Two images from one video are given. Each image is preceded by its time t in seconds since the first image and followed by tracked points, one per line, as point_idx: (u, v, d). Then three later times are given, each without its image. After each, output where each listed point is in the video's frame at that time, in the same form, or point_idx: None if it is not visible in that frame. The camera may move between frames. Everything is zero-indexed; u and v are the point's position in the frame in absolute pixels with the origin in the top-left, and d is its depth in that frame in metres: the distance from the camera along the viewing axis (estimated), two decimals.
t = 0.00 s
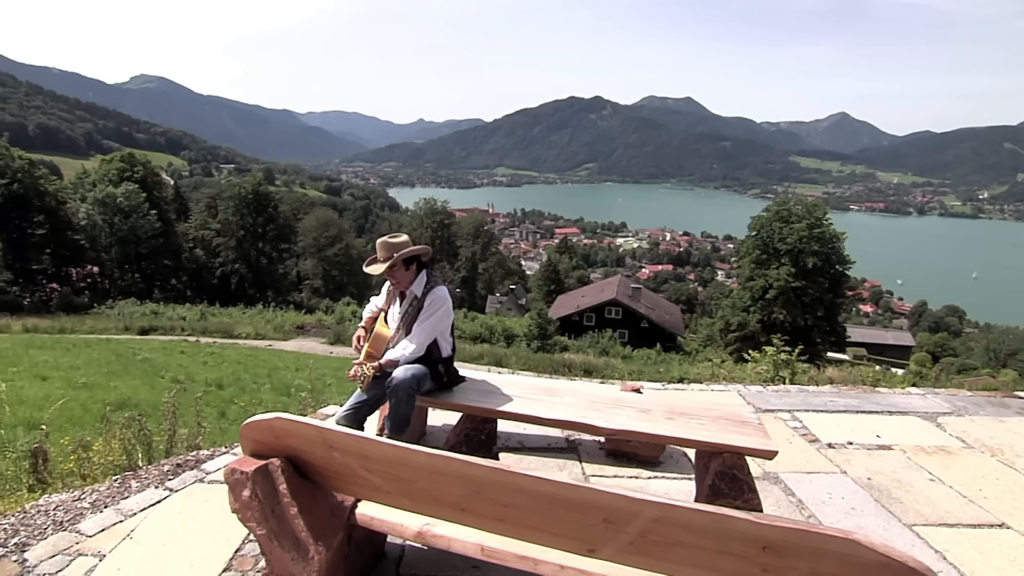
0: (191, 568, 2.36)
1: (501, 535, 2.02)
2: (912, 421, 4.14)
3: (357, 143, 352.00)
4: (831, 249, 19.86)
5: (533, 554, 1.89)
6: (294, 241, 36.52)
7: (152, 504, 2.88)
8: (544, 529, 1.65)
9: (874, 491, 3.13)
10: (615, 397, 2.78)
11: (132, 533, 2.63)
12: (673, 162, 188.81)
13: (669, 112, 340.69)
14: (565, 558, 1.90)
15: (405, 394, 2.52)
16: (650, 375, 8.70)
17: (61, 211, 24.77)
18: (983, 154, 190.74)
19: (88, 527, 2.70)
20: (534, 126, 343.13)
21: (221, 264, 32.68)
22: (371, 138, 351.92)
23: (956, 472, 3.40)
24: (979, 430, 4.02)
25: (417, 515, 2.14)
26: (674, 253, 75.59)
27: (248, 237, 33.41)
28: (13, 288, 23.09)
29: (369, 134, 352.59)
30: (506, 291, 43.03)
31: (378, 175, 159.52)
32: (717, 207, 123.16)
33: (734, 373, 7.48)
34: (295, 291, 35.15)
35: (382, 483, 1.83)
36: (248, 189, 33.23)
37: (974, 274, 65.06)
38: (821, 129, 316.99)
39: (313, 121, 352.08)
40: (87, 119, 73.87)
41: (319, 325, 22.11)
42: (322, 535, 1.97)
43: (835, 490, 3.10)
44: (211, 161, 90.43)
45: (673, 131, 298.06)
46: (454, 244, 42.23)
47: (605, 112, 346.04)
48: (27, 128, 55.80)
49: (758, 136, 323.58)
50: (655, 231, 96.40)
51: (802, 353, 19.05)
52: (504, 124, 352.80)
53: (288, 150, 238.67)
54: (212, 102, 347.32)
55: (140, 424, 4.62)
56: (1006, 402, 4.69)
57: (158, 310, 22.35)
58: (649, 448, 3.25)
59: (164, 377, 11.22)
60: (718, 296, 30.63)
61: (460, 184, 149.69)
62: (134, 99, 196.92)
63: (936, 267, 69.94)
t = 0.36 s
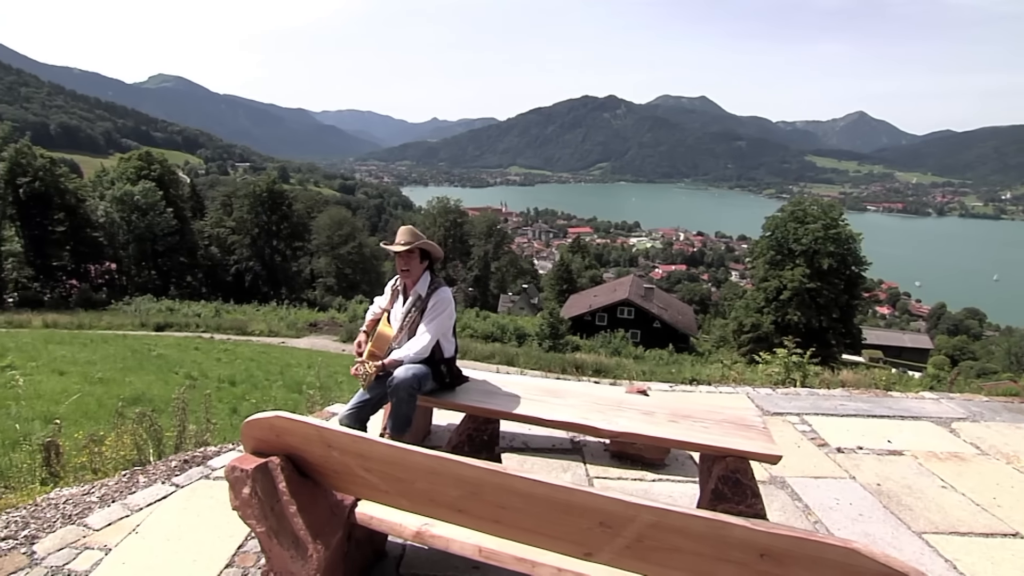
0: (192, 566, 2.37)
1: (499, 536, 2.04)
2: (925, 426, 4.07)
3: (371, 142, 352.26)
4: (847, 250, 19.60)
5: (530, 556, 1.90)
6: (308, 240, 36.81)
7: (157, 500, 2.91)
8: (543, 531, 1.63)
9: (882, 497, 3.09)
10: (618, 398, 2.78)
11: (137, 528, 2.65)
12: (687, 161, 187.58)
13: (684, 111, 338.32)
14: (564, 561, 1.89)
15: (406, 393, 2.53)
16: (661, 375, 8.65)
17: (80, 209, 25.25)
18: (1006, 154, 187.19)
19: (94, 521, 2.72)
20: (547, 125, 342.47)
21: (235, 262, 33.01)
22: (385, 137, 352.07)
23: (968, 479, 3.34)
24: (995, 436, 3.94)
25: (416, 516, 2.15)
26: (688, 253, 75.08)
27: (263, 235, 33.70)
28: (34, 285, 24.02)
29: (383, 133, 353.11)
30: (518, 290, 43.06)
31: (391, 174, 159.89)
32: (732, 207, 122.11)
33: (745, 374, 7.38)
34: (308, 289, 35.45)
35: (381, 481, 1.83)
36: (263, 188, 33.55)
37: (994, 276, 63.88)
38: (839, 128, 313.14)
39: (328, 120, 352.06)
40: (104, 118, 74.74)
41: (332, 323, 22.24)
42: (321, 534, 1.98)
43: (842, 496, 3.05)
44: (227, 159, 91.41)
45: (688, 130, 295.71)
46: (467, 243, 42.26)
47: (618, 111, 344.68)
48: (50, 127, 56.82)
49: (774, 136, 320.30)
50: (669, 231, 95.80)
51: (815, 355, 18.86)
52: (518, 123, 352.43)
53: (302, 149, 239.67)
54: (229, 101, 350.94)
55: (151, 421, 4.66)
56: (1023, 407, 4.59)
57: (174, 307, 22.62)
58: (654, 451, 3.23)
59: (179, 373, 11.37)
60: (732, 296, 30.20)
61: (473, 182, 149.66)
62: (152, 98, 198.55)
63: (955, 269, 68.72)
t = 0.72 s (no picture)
0: (189, 563, 2.39)
1: (493, 538, 2.04)
2: (931, 430, 4.04)
3: (380, 142, 352.65)
4: (857, 251, 19.43)
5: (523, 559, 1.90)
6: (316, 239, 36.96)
7: (157, 497, 2.93)
8: (534, 535, 1.63)
9: (884, 502, 3.05)
10: (617, 400, 2.76)
11: (137, 526, 2.67)
12: (696, 161, 186.65)
13: (693, 111, 336.81)
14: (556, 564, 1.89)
15: (403, 394, 2.54)
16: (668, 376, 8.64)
17: (93, 208, 25.43)
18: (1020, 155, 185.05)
19: (96, 518, 2.75)
20: (556, 125, 341.97)
21: (244, 261, 33.22)
22: (394, 136, 352.01)
23: (973, 484, 3.30)
24: (1001, 442, 3.90)
25: (410, 518, 2.16)
26: (697, 253, 74.76)
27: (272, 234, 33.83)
28: (46, 283, 24.37)
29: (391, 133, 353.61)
30: (526, 290, 43.08)
31: (399, 173, 160.10)
32: (742, 207, 121.44)
33: (751, 376, 7.33)
34: (316, 288, 35.63)
35: (376, 483, 1.82)
36: (272, 187, 33.68)
37: (1008, 278, 63.21)
38: (850, 128, 310.59)
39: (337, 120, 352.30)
40: (116, 118, 75.27)
41: (340, 322, 22.31)
42: (315, 533, 1.99)
43: (845, 500, 3.02)
44: (237, 158, 92.06)
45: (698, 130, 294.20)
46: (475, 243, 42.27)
47: (627, 111, 343.98)
48: (63, 127, 57.40)
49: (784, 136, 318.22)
50: (677, 231, 95.35)
51: (823, 357, 18.73)
52: (526, 123, 352.19)
53: (311, 148, 240.22)
54: (240, 100, 352.59)
55: (153, 419, 4.69)
56: None
57: (183, 305, 22.76)
58: (655, 452, 3.21)
59: (186, 371, 11.45)
60: (740, 296, 29.94)
61: (482, 182, 149.60)
62: (163, 98, 199.41)
63: (967, 270, 68.06)
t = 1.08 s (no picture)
0: (183, 561, 2.40)
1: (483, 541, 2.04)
2: (932, 433, 4.01)
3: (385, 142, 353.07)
4: (862, 252, 19.32)
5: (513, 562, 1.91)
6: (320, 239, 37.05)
7: (153, 497, 2.94)
8: (523, 538, 1.62)
9: (883, 506, 3.03)
10: (613, 402, 2.75)
11: (133, 524, 2.69)
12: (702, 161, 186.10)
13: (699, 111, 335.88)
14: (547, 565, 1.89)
15: (396, 396, 2.54)
16: (671, 377, 8.62)
17: (99, 207, 25.56)
18: None
19: (91, 517, 2.76)
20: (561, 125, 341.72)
21: (249, 260, 33.33)
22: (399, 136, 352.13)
23: (973, 488, 3.27)
24: (1003, 444, 3.87)
25: (402, 519, 2.17)
26: (701, 254, 74.57)
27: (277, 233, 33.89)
28: (53, 282, 24.55)
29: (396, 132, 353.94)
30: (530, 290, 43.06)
31: (404, 173, 160.24)
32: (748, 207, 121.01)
33: (754, 378, 7.28)
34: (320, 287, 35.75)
35: (366, 483, 1.83)
36: (277, 187, 33.74)
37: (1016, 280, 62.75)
38: (857, 128, 309.05)
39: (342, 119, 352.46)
40: (123, 118, 75.56)
41: (343, 322, 22.34)
42: (306, 534, 1.99)
43: (842, 503, 3.01)
44: (243, 158, 92.48)
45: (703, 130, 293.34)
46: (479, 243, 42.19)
47: (633, 111, 343.51)
48: (70, 127, 57.75)
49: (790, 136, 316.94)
50: (682, 231, 95.12)
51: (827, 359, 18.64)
52: (531, 122, 352.16)
53: (317, 148, 240.66)
54: (246, 100, 353.18)
55: (154, 418, 4.71)
56: None
57: (188, 305, 22.83)
58: (650, 455, 3.21)
59: (190, 370, 11.50)
60: (745, 296, 29.78)
61: (487, 182, 149.61)
62: (170, 98, 199.95)
63: (974, 271, 67.64)
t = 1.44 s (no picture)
0: (175, 560, 2.40)
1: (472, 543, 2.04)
2: (931, 435, 3.98)
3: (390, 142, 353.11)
4: (868, 253, 19.22)
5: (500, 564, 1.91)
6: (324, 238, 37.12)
7: (149, 495, 2.96)
8: (508, 538, 1.62)
9: (879, 508, 3.02)
10: (606, 403, 2.74)
11: (128, 522, 2.70)
12: (707, 161, 185.44)
13: (705, 111, 334.79)
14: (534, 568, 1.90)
15: (389, 396, 2.54)
16: (674, 378, 8.63)
17: (105, 206, 25.69)
18: None
19: (87, 515, 2.78)
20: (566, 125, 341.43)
21: (254, 260, 33.43)
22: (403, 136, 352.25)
23: (972, 491, 3.25)
24: (1003, 447, 3.84)
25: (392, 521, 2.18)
26: (706, 254, 74.40)
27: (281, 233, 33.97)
28: (60, 280, 24.70)
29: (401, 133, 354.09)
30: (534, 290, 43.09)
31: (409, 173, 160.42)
32: (753, 207, 120.61)
33: (756, 378, 7.24)
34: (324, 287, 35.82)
35: (354, 483, 1.82)
36: (282, 186, 33.80)
37: None
38: (864, 128, 307.74)
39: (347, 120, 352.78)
40: (129, 118, 75.84)
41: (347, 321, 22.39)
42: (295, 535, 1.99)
43: (839, 506, 2.99)
44: (248, 158, 92.84)
45: (708, 130, 292.50)
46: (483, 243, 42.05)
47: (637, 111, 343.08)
48: (77, 127, 58.08)
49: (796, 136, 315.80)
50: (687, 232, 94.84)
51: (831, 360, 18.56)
52: (536, 122, 352.11)
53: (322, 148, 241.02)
54: (251, 100, 353.85)
55: (153, 416, 4.73)
56: None
57: (193, 304, 22.93)
58: (645, 456, 3.20)
59: (194, 369, 11.57)
60: (749, 297, 29.64)
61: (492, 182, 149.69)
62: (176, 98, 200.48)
63: (982, 272, 67.25)
